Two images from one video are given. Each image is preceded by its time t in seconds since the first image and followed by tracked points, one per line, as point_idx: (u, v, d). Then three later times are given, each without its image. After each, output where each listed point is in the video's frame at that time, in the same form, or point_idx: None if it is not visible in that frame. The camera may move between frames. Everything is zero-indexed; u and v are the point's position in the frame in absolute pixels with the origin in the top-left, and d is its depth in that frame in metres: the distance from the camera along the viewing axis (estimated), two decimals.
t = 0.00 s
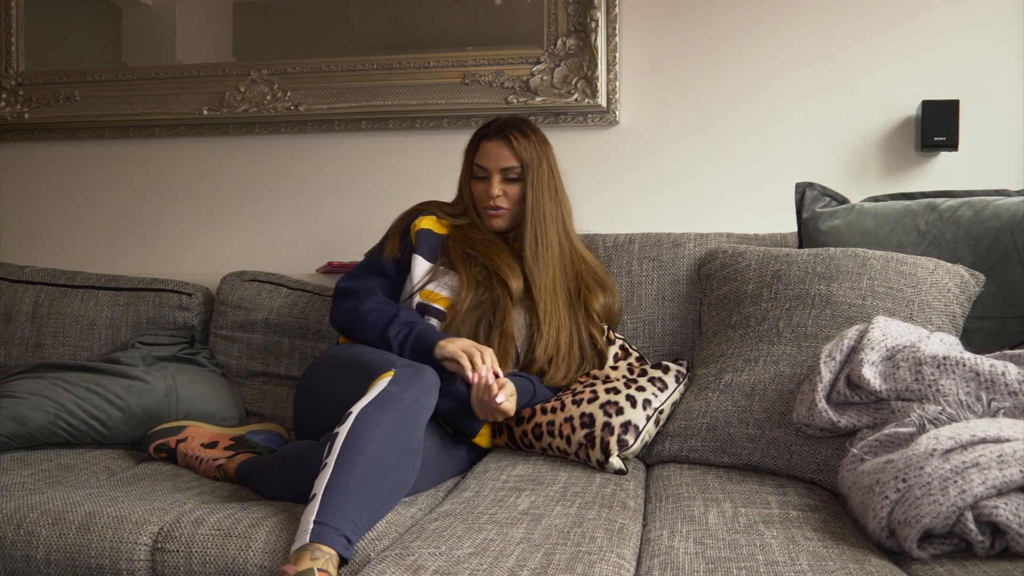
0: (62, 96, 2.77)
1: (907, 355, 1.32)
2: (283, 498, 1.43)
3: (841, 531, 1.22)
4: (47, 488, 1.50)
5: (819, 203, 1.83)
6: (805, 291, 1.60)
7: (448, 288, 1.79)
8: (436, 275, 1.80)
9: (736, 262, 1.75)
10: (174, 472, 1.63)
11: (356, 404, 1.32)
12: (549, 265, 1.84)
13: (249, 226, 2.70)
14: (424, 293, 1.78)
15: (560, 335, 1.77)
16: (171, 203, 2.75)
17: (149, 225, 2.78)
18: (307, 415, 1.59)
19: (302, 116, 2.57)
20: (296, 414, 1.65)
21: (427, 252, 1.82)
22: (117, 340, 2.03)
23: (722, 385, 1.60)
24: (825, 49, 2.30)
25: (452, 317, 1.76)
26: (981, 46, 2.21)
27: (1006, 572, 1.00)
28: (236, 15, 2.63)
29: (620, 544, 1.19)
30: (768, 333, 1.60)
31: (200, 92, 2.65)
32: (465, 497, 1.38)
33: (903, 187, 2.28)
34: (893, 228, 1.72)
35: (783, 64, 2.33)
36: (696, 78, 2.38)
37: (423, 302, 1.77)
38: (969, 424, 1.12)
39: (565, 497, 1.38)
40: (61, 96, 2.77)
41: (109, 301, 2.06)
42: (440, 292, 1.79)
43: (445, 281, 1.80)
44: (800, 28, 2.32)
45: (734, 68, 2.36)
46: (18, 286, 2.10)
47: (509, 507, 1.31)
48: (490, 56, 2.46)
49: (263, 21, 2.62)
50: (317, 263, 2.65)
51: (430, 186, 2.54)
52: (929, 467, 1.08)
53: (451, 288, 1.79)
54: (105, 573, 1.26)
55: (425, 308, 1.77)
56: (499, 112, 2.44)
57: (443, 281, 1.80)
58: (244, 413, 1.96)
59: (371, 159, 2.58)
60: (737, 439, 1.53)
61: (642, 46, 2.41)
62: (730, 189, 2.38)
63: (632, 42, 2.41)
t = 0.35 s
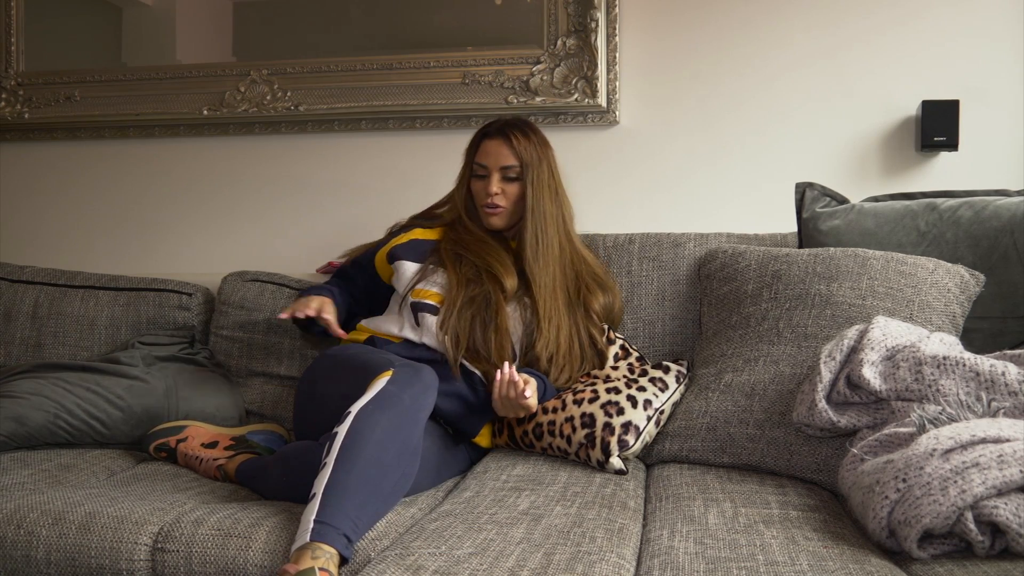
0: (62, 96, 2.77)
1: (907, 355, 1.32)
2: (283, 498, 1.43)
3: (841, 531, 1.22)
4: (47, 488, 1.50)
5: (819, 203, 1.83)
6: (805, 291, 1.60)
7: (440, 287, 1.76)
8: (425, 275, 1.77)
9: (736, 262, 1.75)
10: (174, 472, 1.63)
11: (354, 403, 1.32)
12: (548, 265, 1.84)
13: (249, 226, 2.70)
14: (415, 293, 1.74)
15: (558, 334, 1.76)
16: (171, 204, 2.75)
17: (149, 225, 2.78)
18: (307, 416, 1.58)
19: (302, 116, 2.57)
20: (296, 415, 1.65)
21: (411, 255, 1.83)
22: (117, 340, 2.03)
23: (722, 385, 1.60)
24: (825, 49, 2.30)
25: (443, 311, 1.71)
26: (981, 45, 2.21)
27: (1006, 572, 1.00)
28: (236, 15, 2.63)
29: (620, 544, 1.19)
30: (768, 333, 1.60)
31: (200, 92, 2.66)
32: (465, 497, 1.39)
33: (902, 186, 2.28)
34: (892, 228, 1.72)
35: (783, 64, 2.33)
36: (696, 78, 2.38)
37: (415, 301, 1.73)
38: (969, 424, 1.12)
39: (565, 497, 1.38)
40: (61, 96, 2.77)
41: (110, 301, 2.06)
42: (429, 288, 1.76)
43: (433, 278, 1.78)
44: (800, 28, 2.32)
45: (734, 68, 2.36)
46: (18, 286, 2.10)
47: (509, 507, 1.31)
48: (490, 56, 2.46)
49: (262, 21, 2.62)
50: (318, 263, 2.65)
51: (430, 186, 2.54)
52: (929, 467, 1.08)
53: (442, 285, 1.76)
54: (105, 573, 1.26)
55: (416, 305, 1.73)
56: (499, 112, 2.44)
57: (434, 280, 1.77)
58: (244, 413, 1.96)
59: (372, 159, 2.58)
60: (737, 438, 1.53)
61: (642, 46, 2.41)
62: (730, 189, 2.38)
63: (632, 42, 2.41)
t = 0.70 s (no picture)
0: (62, 96, 2.77)
1: (907, 355, 1.32)
2: (283, 499, 1.43)
3: (841, 531, 1.22)
4: (47, 488, 1.50)
5: (819, 203, 1.84)
6: (805, 291, 1.60)
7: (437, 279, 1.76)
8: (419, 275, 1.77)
9: (736, 262, 1.75)
10: (174, 472, 1.63)
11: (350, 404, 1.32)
12: (545, 256, 1.86)
13: (249, 226, 2.70)
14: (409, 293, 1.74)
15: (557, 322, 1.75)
16: (171, 204, 2.75)
17: (149, 226, 2.78)
18: (305, 416, 1.58)
19: (302, 116, 2.57)
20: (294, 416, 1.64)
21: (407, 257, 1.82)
22: (117, 340, 2.03)
23: (722, 385, 1.60)
24: (824, 49, 2.30)
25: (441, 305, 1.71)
26: (980, 45, 2.21)
27: (1006, 572, 1.00)
28: (236, 15, 2.64)
29: (620, 544, 1.19)
30: (768, 333, 1.60)
31: (200, 92, 2.66)
32: (465, 497, 1.38)
33: (903, 187, 2.28)
34: (892, 228, 1.72)
35: (783, 64, 2.33)
36: (696, 78, 2.38)
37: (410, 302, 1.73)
38: (969, 424, 1.12)
39: (565, 497, 1.38)
40: (61, 95, 2.77)
41: (109, 301, 2.06)
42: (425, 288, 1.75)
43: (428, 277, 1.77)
44: (800, 28, 2.32)
45: (734, 68, 2.36)
46: (18, 286, 2.10)
47: (509, 507, 1.31)
48: (490, 56, 2.46)
49: (262, 21, 2.62)
50: (318, 263, 2.65)
51: (430, 185, 2.54)
52: (929, 467, 1.08)
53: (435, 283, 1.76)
54: (105, 573, 1.26)
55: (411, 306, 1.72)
56: (499, 112, 2.44)
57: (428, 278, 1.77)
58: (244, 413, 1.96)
59: (372, 159, 2.58)
60: (737, 439, 1.53)
61: (642, 46, 2.41)
62: (731, 189, 2.38)
63: (632, 42, 2.41)
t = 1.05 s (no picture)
0: (62, 97, 2.77)
1: (907, 355, 1.32)
2: (282, 499, 1.43)
3: (841, 531, 1.22)
4: (47, 488, 1.50)
5: (819, 203, 1.84)
6: (805, 291, 1.60)
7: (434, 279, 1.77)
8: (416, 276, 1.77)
9: (736, 262, 1.75)
10: (174, 472, 1.63)
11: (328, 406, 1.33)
12: (543, 256, 1.87)
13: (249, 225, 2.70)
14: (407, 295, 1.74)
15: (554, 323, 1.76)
16: (171, 204, 2.75)
17: (149, 226, 2.78)
18: (305, 416, 1.58)
19: (302, 116, 2.57)
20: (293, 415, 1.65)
21: (405, 258, 1.83)
22: (117, 340, 2.03)
23: (722, 385, 1.60)
24: (825, 48, 2.30)
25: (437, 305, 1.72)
26: (980, 45, 2.21)
27: (1006, 572, 1.00)
28: (236, 15, 2.64)
29: (620, 544, 1.19)
30: (768, 334, 1.60)
31: (200, 92, 2.65)
32: (465, 497, 1.38)
33: (903, 186, 2.28)
34: (892, 228, 1.72)
35: (783, 64, 2.33)
36: (696, 78, 2.38)
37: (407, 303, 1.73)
38: (968, 424, 1.12)
39: (565, 497, 1.38)
40: (61, 96, 2.77)
41: (109, 301, 2.06)
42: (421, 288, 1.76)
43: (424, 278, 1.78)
44: (800, 28, 2.32)
45: (735, 68, 2.36)
46: (18, 286, 2.10)
47: (509, 507, 1.31)
48: (490, 56, 2.46)
49: (262, 22, 2.62)
50: (318, 264, 2.65)
51: (430, 185, 2.54)
52: (929, 467, 1.08)
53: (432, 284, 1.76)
54: (105, 573, 1.26)
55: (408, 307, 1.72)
56: (499, 112, 2.43)
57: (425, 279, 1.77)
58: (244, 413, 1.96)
59: (372, 159, 2.58)
60: (737, 439, 1.53)
61: (642, 46, 2.41)
62: (731, 189, 2.38)
63: (632, 42, 2.41)
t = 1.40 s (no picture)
0: (62, 96, 2.77)
1: (907, 355, 1.32)
2: (282, 499, 1.43)
3: (841, 531, 1.22)
4: (47, 488, 1.50)
5: (819, 203, 1.84)
6: (805, 291, 1.60)
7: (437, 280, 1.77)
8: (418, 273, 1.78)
9: (736, 262, 1.75)
10: (174, 472, 1.63)
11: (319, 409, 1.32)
12: (549, 258, 1.87)
13: (249, 225, 2.70)
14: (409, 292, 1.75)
15: (558, 325, 1.76)
16: (171, 204, 2.75)
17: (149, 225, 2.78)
18: (305, 417, 1.58)
19: (302, 116, 2.57)
20: (291, 417, 1.65)
21: (408, 255, 1.82)
22: (117, 340, 2.03)
23: (722, 385, 1.60)
24: (825, 48, 2.30)
25: (442, 306, 1.71)
26: (981, 45, 2.21)
27: (1006, 572, 1.00)
28: (236, 15, 2.64)
29: (620, 544, 1.19)
30: (768, 334, 1.60)
31: (200, 92, 2.65)
32: (465, 497, 1.38)
33: (903, 186, 2.28)
34: (892, 228, 1.72)
35: (783, 64, 2.33)
36: (696, 78, 2.38)
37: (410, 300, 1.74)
38: (969, 424, 1.12)
39: (565, 498, 1.38)
40: (61, 96, 2.77)
41: (109, 301, 2.06)
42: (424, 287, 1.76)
43: (428, 277, 1.78)
44: (801, 28, 2.32)
45: (735, 68, 2.36)
46: (18, 286, 2.10)
47: (509, 507, 1.31)
48: (489, 56, 2.46)
49: (262, 22, 2.62)
50: (317, 263, 2.64)
51: (430, 185, 2.54)
52: (929, 466, 1.08)
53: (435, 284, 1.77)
54: (105, 573, 1.26)
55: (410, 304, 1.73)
56: (499, 112, 2.44)
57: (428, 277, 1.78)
58: (244, 413, 1.96)
59: (372, 159, 2.58)
60: (737, 439, 1.53)
61: (642, 46, 2.41)
62: (731, 189, 2.38)
63: (632, 42, 2.41)
